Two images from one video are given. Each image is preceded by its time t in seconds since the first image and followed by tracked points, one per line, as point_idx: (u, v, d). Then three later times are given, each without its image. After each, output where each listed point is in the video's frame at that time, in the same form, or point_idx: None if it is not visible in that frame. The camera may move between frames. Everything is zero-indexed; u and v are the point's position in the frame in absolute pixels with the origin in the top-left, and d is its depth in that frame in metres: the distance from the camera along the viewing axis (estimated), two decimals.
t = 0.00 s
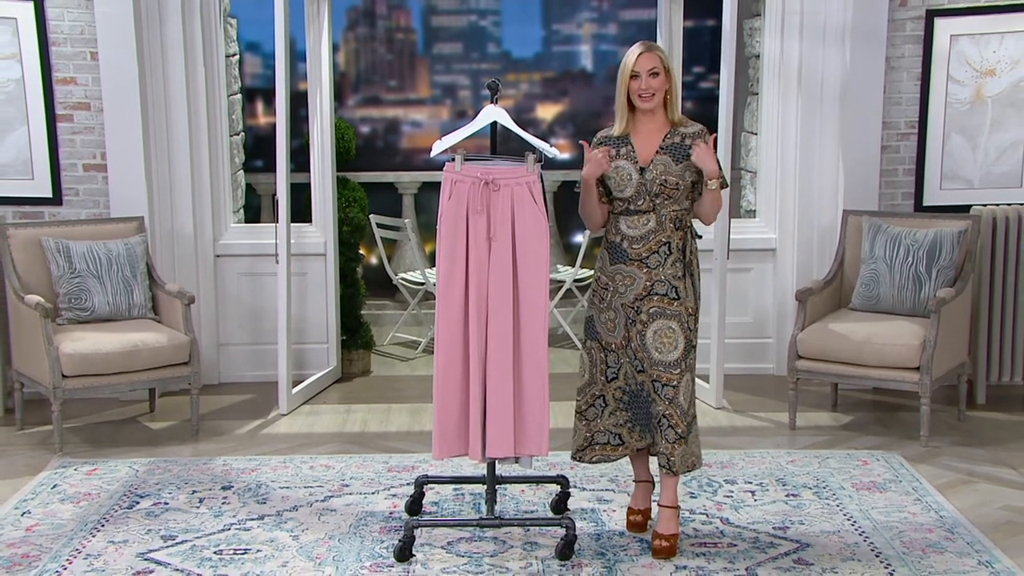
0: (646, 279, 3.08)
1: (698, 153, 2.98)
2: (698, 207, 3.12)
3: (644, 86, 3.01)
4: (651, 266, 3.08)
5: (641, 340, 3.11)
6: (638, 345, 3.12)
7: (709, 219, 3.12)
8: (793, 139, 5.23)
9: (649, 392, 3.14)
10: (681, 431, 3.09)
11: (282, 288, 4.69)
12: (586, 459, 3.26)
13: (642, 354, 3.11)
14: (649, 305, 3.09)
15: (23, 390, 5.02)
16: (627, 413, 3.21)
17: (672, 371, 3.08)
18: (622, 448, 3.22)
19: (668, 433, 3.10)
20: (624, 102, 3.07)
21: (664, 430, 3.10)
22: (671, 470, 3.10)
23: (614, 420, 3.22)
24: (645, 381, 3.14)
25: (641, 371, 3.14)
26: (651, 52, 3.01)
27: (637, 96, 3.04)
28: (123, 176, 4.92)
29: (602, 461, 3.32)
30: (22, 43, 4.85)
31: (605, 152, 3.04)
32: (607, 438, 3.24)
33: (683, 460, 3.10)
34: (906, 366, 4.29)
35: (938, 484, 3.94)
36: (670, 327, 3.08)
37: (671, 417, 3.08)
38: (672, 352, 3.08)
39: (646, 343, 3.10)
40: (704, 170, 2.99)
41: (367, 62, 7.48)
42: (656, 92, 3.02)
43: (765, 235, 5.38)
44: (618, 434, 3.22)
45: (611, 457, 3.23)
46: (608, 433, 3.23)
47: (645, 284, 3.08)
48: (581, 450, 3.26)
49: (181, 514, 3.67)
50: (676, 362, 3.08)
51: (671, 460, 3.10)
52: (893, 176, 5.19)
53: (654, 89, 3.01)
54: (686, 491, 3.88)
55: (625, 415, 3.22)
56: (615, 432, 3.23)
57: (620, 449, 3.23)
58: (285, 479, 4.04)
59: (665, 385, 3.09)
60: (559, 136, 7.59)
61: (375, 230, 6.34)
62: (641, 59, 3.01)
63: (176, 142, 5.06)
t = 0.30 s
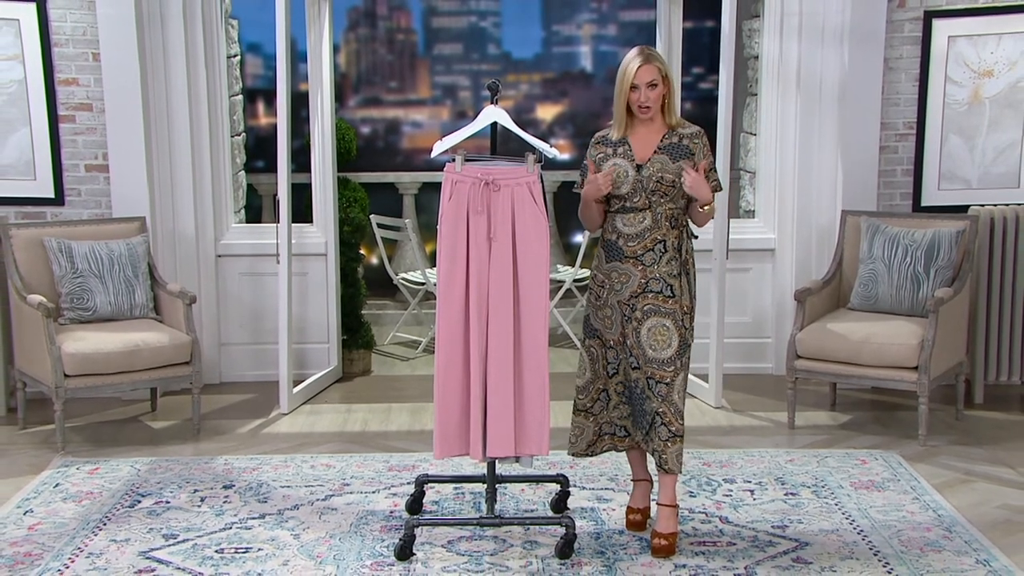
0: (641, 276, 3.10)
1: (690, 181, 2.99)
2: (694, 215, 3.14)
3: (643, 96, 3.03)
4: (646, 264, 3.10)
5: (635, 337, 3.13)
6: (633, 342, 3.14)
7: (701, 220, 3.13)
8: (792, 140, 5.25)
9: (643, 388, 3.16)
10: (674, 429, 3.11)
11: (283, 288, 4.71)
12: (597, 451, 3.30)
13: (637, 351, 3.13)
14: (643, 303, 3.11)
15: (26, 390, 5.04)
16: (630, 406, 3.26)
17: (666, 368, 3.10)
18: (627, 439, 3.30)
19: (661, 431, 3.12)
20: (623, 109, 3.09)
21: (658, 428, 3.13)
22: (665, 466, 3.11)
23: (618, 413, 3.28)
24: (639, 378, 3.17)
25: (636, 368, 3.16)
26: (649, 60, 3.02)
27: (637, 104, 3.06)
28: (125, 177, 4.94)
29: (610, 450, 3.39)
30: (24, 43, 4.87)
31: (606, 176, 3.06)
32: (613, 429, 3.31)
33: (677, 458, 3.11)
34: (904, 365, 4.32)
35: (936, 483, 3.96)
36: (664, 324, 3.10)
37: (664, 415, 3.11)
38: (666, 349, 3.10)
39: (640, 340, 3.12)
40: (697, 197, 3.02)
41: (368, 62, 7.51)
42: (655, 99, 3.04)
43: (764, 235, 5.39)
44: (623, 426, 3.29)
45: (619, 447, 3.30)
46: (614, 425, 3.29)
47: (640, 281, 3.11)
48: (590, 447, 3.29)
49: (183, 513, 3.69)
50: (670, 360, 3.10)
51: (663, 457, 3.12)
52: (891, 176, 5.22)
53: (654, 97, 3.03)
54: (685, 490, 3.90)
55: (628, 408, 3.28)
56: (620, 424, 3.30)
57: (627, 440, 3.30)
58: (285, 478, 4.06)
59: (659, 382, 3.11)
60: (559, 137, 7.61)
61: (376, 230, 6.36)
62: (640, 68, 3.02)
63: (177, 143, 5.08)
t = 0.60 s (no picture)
0: (639, 276, 3.13)
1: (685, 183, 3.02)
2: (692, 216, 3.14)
3: (643, 96, 3.05)
4: (644, 263, 3.13)
5: (633, 337, 3.15)
6: (630, 341, 3.16)
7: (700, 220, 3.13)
8: (791, 141, 5.27)
9: (640, 388, 3.18)
10: (671, 428, 3.13)
11: (284, 288, 4.73)
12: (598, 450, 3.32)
13: (635, 350, 3.15)
14: (642, 302, 3.13)
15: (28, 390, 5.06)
16: (624, 407, 3.28)
17: (664, 367, 3.13)
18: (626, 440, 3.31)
19: (657, 430, 3.15)
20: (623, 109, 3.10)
21: (655, 427, 3.15)
22: (660, 465, 3.13)
23: (614, 413, 3.29)
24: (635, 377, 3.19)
25: (632, 367, 3.18)
26: (649, 60, 3.04)
27: (637, 105, 3.08)
28: (127, 177, 4.96)
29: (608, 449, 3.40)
30: (26, 45, 4.89)
31: (606, 176, 3.08)
32: (610, 429, 3.32)
33: (674, 458, 3.13)
34: (902, 365, 4.34)
35: (934, 482, 3.99)
36: (662, 324, 3.12)
37: (661, 414, 3.13)
38: (663, 349, 3.12)
39: (637, 339, 3.14)
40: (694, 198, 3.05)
41: (368, 63, 7.53)
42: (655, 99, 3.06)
43: (763, 235, 5.41)
44: (618, 426, 3.31)
45: (619, 446, 3.32)
46: (612, 424, 3.31)
47: (639, 281, 3.13)
48: (591, 447, 3.30)
49: (184, 512, 3.71)
50: (667, 359, 3.12)
51: (658, 456, 3.14)
52: (889, 177, 5.24)
53: (654, 96, 3.05)
54: (685, 489, 3.92)
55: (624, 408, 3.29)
56: (617, 424, 3.31)
57: (623, 440, 3.32)
58: (286, 477, 4.08)
59: (657, 382, 3.13)
60: (558, 138, 7.64)
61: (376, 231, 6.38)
62: (640, 68, 3.04)
63: (179, 144, 5.11)
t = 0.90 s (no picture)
0: (639, 276, 3.15)
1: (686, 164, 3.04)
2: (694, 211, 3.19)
3: (642, 80, 3.11)
4: (645, 264, 3.15)
5: (633, 337, 3.17)
6: (630, 341, 3.18)
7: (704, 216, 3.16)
8: (789, 142, 5.29)
9: (638, 387, 3.20)
10: (671, 428, 3.16)
11: (285, 288, 4.75)
12: (587, 452, 3.31)
13: (634, 350, 3.17)
14: (642, 302, 3.15)
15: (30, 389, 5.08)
16: (619, 408, 3.30)
17: (663, 367, 3.15)
18: (615, 442, 3.33)
19: (658, 429, 3.17)
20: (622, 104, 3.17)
21: (655, 426, 3.17)
22: (661, 464, 3.16)
23: (608, 415, 3.31)
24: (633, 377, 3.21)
25: (630, 367, 3.20)
26: (645, 49, 3.12)
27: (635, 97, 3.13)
28: (129, 178, 4.99)
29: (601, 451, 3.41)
30: (28, 46, 4.92)
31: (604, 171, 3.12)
32: (601, 431, 3.34)
33: (674, 457, 3.15)
34: (901, 365, 4.36)
35: (932, 481, 4.01)
36: (661, 324, 3.14)
37: (661, 413, 3.15)
38: (663, 349, 3.14)
39: (637, 339, 3.17)
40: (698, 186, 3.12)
41: (369, 64, 7.55)
42: (652, 89, 3.11)
43: (762, 236, 5.43)
44: (611, 428, 3.32)
45: (608, 448, 3.32)
46: (603, 426, 3.32)
47: (638, 281, 3.15)
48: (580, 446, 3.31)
49: (186, 511, 3.73)
50: (667, 359, 3.15)
51: (659, 455, 3.16)
52: (888, 177, 5.27)
53: (650, 85, 3.11)
54: (684, 488, 3.94)
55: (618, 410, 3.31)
56: (609, 426, 3.33)
57: (614, 442, 3.33)
58: (287, 476, 4.10)
59: (657, 381, 3.16)
60: (558, 138, 7.66)
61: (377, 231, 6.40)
62: (636, 57, 3.12)
63: (181, 145, 5.13)
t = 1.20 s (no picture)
0: (640, 277, 3.17)
1: (678, 154, 3.05)
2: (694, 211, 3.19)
3: (644, 79, 3.13)
4: (645, 264, 3.17)
5: (633, 337, 3.19)
6: (630, 341, 3.20)
7: (704, 215, 3.16)
8: (788, 142, 5.31)
9: (638, 387, 3.22)
10: (672, 427, 3.18)
11: (286, 288, 4.77)
12: (583, 453, 3.33)
13: (634, 350, 3.20)
14: (643, 303, 3.17)
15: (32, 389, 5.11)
16: (616, 409, 3.31)
17: (664, 367, 3.17)
18: (607, 444, 3.33)
19: (658, 429, 3.19)
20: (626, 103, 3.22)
21: (655, 426, 3.19)
22: (662, 464, 3.17)
23: (604, 416, 3.32)
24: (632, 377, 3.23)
25: (630, 367, 3.22)
26: (650, 50, 3.15)
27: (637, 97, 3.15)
28: (131, 179, 5.01)
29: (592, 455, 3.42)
30: (31, 47, 4.94)
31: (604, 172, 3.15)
32: (594, 433, 3.34)
33: (675, 456, 3.18)
34: (899, 365, 4.38)
35: (930, 480, 4.03)
36: (662, 324, 3.16)
37: (661, 413, 3.18)
38: (664, 349, 3.17)
39: (638, 339, 3.19)
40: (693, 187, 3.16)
41: (370, 66, 7.57)
42: (655, 89, 3.14)
43: (761, 236, 5.45)
44: (605, 430, 3.33)
45: (599, 452, 3.32)
46: (596, 429, 3.33)
47: (639, 281, 3.17)
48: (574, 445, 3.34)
49: (187, 510, 3.75)
50: (668, 359, 3.17)
51: (660, 454, 3.18)
52: (886, 178, 5.30)
53: (654, 85, 3.13)
54: (684, 488, 3.96)
55: (613, 411, 3.32)
56: (603, 428, 3.33)
57: (607, 444, 3.33)
58: (289, 475, 4.12)
59: (657, 381, 3.18)
60: (558, 139, 7.69)
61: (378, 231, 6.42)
62: (641, 56, 3.14)
63: (183, 146, 5.15)
